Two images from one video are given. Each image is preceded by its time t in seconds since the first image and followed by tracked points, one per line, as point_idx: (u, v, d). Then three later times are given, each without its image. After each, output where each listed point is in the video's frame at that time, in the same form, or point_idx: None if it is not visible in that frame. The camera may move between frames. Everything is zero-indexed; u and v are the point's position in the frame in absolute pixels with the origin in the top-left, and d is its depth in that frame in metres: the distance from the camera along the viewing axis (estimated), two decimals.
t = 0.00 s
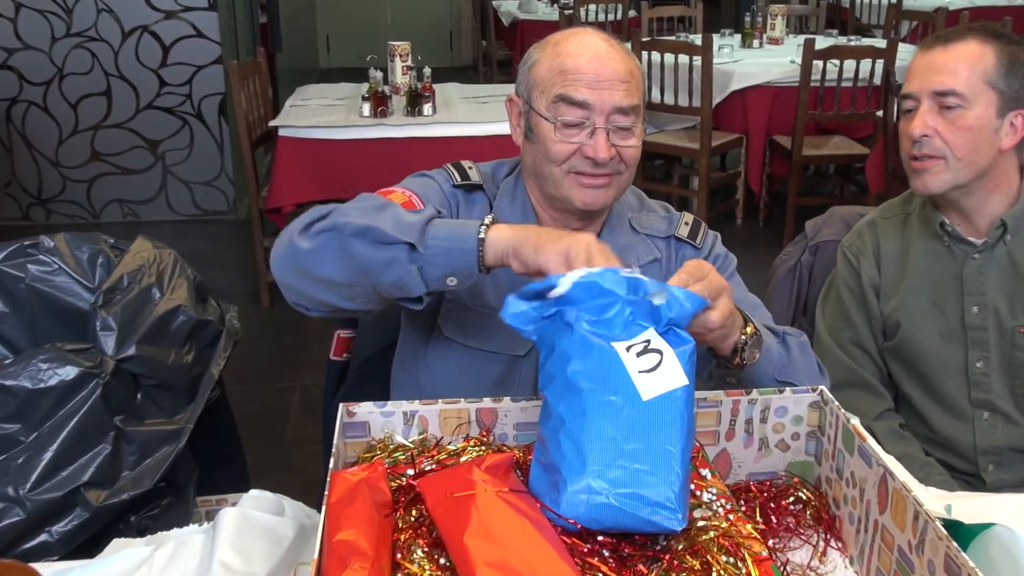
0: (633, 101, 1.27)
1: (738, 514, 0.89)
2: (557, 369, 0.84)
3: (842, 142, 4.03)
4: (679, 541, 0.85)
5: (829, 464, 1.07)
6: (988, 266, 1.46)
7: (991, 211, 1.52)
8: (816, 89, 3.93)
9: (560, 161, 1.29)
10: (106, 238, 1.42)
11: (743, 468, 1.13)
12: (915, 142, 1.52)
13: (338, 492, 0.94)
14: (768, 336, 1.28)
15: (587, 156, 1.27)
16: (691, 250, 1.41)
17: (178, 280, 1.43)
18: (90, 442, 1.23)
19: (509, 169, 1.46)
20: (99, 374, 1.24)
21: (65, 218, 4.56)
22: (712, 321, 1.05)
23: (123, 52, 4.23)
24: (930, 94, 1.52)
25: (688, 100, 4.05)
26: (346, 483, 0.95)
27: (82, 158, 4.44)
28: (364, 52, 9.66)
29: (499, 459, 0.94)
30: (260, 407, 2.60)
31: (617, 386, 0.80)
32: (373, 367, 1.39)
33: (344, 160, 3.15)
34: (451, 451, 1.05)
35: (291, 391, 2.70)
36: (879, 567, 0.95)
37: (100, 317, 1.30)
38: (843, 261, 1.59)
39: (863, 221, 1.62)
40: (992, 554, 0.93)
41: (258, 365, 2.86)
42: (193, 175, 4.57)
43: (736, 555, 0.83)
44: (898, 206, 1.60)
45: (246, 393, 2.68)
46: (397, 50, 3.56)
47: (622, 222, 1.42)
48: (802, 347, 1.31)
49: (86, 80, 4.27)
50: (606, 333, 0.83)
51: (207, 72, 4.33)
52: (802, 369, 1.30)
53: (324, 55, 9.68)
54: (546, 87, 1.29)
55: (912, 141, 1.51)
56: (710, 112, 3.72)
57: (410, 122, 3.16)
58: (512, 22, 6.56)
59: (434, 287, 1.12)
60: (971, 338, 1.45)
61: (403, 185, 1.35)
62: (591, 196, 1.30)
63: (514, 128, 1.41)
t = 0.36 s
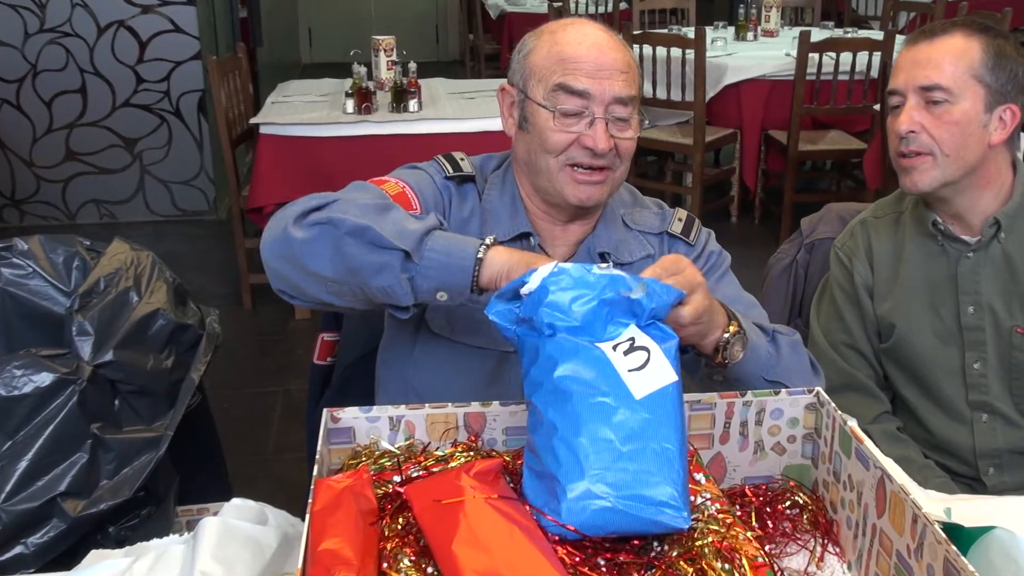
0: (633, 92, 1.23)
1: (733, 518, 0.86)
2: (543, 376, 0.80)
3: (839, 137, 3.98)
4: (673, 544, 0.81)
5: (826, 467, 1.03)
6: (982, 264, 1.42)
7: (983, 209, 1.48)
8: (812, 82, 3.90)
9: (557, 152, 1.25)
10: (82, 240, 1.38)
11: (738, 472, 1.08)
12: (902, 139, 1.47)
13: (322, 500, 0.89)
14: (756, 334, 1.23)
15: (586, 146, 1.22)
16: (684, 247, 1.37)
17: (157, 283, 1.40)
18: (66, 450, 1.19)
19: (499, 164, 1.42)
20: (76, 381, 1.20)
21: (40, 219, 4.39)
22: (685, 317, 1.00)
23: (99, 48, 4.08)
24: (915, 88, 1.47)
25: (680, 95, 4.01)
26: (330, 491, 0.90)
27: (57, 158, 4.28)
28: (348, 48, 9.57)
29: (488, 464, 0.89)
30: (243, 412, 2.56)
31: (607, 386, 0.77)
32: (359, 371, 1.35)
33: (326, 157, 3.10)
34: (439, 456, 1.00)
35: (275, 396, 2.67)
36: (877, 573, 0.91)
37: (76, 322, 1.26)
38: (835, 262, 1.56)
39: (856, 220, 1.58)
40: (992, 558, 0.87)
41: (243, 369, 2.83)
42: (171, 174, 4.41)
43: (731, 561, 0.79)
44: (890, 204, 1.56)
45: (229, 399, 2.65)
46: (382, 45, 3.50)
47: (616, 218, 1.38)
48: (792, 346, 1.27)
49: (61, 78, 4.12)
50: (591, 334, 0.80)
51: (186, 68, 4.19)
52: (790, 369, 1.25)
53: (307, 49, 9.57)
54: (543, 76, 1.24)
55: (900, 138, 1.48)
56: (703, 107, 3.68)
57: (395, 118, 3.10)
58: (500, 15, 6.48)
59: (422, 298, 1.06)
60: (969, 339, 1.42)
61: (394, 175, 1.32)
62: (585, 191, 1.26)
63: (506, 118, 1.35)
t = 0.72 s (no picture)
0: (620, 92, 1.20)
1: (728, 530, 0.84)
2: (538, 385, 0.76)
3: (834, 135, 3.95)
4: (659, 552, 0.78)
5: (820, 473, 0.96)
6: (977, 265, 1.40)
7: (977, 210, 1.45)
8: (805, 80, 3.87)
9: (584, 158, 1.21)
10: (58, 245, 1.34)
11: (731, 478, 1.01)
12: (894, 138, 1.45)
13: (306, 510, 0.85)
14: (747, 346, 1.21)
15: (615, 148, 1.21)
16: (676, 252, 1.34)
17: (136, 289, 1.37)
18: (43, 462, 1.16)
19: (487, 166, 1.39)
20: (53, 390, 1.17)
21: (17, 223, 4.34)
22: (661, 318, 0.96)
23: (76, 47, 4.02)
24: (907, 86, 1.44)
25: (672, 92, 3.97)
26: (315, 501, 0.86)
27: (34, 159, 4.21)
28: (332, 45, 9.51)
29: (476, 472, 0.87)
30: (228, 419, 2.54)
31: (607, 390, 0.74)
32: (343, 378, 1.33)
33: (310, 157, 3.06)
34: (425, 465, 0.94)
35: (260, 403, 2.64)
36: None
37: (53, 330, 1.22)
38: (827, 262, 1.53)
39: (847, 221, 1.55)
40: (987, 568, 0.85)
41: (229, 375, 2.81)
42: (151, 177, 4.36)
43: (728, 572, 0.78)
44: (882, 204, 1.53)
45: (213, 407, 2.62)
46: (366, 43, 3.46)
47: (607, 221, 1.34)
48: (782, 356, 1.24)
49: (38, 78, 4.05)
50: (584, 340, 0.77)
51: (165, 67, 4.15)
52: (782, 377, 1.23)
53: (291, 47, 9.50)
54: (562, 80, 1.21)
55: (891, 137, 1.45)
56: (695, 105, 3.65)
57: (382, 119, 3.06)
58: (488, 12, 6.42)
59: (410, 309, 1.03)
60: (964, 342, 1.39)
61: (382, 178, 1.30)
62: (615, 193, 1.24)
63: (502, 128, 1.28)
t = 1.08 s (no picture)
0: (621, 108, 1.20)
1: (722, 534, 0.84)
2: (535, 395, 0.76)
3: (825, 141, 3.96)
4: (653, 561, 0.78)
5: (814, 480, 0.96)
6: (970, 271, 1.41)
7: (969, 217, 1.45)
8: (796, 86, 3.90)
9: (540, 171, 1.22)
10: (51, 255, 1.34)
11: (725, 486, 1.00)
12: (887, 146, 1.45)
13: (301, 520, 0.84)
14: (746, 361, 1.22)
15: (569, 164, 1.20)
16: (675, 263, 1.34)
17: (129, 299, 1.37)
18: (36, 472, 1.15)
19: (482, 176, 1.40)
20: (45, 401, 1.16)
21: (8, 232, 4.31)
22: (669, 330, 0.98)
23: (67, 56, 4.02)
24: (900, 94, 1.45)
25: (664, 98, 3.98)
26: (309, 511, 0.85)
27: (26, 168, 4.20)
28: (324, 53, 9.50)
29: (470, 482, 0.87)
30: (220, 428, 2.54)
31: (604, 398, 0.75)
32: (336, 388, 1.33)
33: (302, 165, 3.06)
34: (420, 474, 0.94)
35: (253, 412, 2.64)
36: None
37: (46, 340, 1.22)
38: (820, 269, 1.54)
39: (840, 228, 1.56)
40: None
41: (222, 383, 2.81)
42: (143, 185, 4.33)
43: None
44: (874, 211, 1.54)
45: (206, 416, 2.62)
46: (358, 51, 3.46)
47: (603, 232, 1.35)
48: (780, 368, 1.25)
49: (29, 87, 4.05)
50: (581, 350, 0.77)
51: (157, 76, 4.13)
52: (783, 392, 1.23)
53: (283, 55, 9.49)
54: (524, 92, 1.21)
55: (884, 145, 1.45)
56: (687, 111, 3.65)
57: (375, 126, 3.06)
58: (480, 19, 6.42)
59: (390, 329, 1.04)
60: (956, 348, 1.40)
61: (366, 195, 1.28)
62: (569, 210, 1.23)
63: (488, 136, 1.32)
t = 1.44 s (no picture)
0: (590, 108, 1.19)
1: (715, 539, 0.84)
2: (534, 397, 0.76)
3: (819, 146, 3.97)
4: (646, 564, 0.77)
5: (808, 485, 0.95)
6: (954, 280, 1.40)
7: (951, 226, 1.45)
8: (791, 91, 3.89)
9: (516, 180, 1.22)
10: (44, 261, 1.34)
11: (719, 490, 1.00)
12: (868, 155, 1.46)
13: (295, 525, 0.84)
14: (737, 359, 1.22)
15: (544, 172, 1.20)
16: (665, 266, 1.34)
17: (123, 305, 1.37)
18: (30, 478, 1.15)
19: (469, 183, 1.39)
20: (39, 406, 1.16)
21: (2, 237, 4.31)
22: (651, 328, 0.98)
23: (62, 61, 4.02)
24: (880, 103, 1.45)
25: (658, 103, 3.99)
26: (303, 517, 0.85)
27: (20, 173, 4.20)
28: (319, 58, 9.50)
29: (464, 487, 0.87)
30: (214, 434, 2.53)
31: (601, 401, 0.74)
32: (330, 393, 1.33)
33: (294, 171, 3.06)
34: (414, 480, 0.94)
35: (247, 417, 2.64)
36: None
37: (40, 345, 1.22)
38: (803, 281, 1.54)
39: (823, 238, 1.56)
40: None
41: (216, 388, 2.80)
42: (138, 191, 4.33)
43: None
44: (857, 220, 1.53)
45: (201, 421, 2.61)
46: (353, 56, 3.46)
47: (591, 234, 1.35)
48: (771, 367, 1.26)
49: (23, 92, 4.05)
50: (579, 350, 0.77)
51: (151, 81, 4.13)
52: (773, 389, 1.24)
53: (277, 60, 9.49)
54: (494, 102, 1.21)
55: (865, 155, 1.46)
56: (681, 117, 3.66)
57: (369, 131, 3.06)
58: (474, 25, 6.42)
59: (383, 323, 1.03)
60: (942, 357, 1.40)
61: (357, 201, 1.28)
62: (548, 218, 1.24)
63: (468, 145, 1.31)
